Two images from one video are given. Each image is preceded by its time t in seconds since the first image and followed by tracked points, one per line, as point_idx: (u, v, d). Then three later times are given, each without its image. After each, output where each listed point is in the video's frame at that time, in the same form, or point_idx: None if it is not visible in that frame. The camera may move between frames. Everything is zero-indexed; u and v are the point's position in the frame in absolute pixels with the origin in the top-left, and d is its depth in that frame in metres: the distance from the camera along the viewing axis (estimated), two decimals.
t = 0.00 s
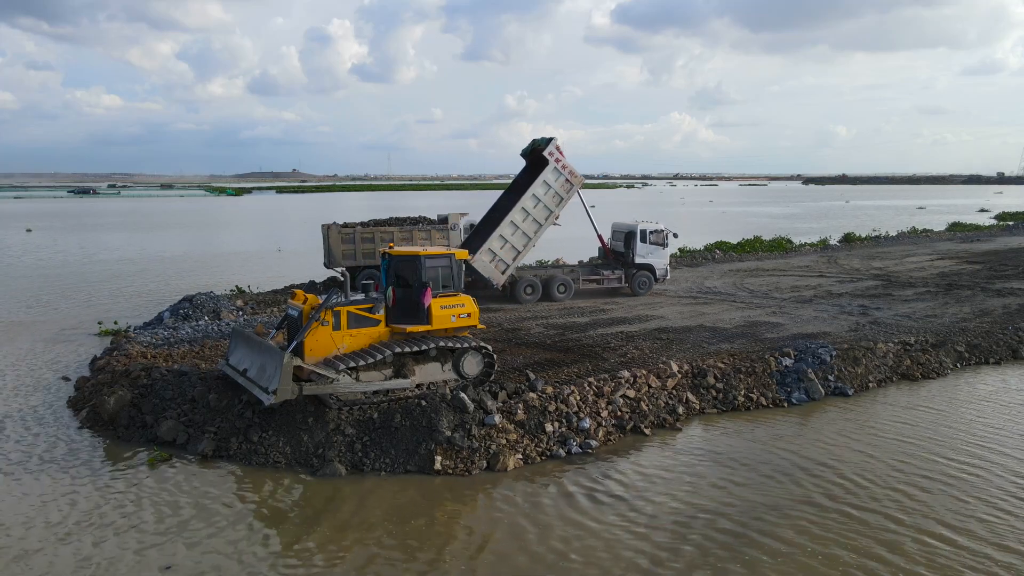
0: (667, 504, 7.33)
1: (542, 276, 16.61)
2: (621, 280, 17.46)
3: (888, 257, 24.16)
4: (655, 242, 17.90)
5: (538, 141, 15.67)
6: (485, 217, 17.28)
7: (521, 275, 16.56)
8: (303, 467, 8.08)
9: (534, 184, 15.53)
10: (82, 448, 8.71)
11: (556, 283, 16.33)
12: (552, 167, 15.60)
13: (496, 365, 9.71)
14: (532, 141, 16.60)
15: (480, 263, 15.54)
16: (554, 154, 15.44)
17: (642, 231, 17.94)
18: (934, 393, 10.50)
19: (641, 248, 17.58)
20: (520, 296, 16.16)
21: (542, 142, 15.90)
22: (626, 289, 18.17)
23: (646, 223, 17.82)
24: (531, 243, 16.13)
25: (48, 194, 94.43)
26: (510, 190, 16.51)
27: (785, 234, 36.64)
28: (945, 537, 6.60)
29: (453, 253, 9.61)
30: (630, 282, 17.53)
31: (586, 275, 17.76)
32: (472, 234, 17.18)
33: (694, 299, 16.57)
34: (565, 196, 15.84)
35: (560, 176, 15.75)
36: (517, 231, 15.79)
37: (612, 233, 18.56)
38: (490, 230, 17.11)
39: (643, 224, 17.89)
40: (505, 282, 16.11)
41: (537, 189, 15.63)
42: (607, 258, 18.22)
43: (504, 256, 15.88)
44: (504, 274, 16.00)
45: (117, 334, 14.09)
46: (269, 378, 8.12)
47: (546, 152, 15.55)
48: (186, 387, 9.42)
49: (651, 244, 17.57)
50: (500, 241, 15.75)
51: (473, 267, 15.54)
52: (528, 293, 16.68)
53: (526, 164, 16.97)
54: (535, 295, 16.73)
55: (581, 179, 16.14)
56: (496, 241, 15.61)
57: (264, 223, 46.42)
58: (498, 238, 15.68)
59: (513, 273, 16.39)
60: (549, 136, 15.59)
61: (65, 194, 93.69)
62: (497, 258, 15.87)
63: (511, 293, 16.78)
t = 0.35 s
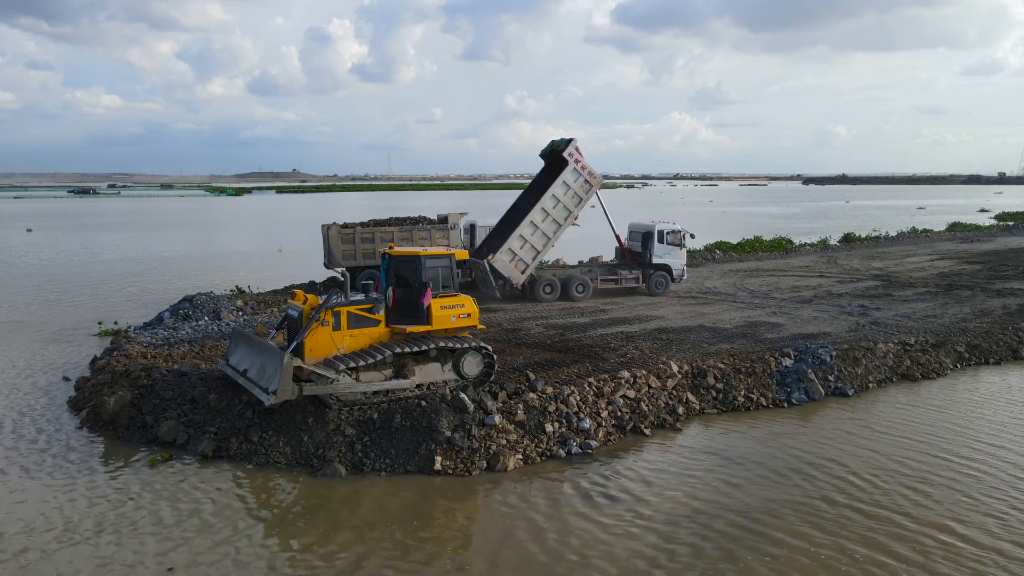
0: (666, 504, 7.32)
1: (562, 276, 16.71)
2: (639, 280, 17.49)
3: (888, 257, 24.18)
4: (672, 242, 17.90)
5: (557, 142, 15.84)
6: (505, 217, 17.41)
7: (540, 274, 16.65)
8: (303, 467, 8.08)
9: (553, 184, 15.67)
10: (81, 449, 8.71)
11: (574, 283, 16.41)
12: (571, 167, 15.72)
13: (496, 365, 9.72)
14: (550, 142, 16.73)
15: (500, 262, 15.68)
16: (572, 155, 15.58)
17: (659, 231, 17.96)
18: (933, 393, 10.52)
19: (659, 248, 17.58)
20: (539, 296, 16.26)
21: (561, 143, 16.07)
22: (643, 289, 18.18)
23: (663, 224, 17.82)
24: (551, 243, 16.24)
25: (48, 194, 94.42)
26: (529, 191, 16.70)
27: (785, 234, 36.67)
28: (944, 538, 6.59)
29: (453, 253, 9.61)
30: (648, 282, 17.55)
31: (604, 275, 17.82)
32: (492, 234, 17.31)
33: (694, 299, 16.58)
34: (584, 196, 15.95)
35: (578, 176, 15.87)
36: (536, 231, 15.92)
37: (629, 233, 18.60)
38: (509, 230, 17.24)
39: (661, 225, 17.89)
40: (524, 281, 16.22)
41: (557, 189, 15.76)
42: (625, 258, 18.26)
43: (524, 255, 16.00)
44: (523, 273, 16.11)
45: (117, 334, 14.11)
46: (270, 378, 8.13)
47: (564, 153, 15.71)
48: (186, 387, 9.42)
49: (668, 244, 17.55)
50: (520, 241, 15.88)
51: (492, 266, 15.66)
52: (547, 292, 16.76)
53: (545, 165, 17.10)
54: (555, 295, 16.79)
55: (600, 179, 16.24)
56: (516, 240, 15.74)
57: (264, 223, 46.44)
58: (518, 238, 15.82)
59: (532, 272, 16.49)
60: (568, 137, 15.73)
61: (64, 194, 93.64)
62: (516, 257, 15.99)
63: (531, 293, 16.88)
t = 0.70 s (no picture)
0: (665, 504, 7.32)
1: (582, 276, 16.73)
2: (658, 279, 17.51)
3: (888, 257, 24.20)
4: (691, 242, 17.83)
5: (577, 142, 15.87)
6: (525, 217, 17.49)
7: (561, 273, 16.73)
8: (303, 468, 8.09)
9: (574, 185, 15.70)
10: (81, 448, 8.72)
11: (595, 283, 16.47)
12: (592, 168, 15.76)
13: (496, 365, 9.73)
14: (571, 142, 16.76)
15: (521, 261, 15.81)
16: (593, 155, 15.61)
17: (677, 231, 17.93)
18: (933, 393, 10.52)
19: (677, 248, 17.56)
20: (560, 295, 16.35)
21: (581, 143, 16.09)
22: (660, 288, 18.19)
23: (681, 223, 17.76)
24: (572, 243, 16.31)
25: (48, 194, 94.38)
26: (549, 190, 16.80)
27: (785, 234, 36.67)
28: (944, 538, 6.58)
29: (453, 253, 9.61)
30: (666, 281, 17.57)
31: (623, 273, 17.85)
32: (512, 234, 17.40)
33: (694, 299, 16.60)
34: (604, 196, 15.98)
35: (599, 177, 15.90)
36: (557, 230, 15.99)
37: (647, 232, 18.59)
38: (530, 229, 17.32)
39: (680, 225, 17.81)
40: (545, 281, 16.30)
41: (577, 190, 15.80)
42: (643, 258, 18.28)
43: (545, 255, 16.09)
44: (544, 272, 16.20)
45: (117, 334, 14.12)
46: (270, 378, 8.13)
47: (585, 154, 15.75)
48: (186, 387, 9.42)
49: (687, 244, 17.49)
50: (541, 241, 15.96)
51: (514, 266, 15.77)
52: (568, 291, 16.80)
53: (565, 165, 17.14)
54: (576, 295, 16.79)
55: (620, 179, 16.26)
56: (537, 240, 15.83)
57: (264, 223, 46.44)
58: (540, 238, 15.92)
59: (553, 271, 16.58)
60: (589, 138, 15.76)
61: (64, 194, 93.57)
62: (537, 256, 16.08)
63: (551, 293, 16.90)
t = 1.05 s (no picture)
0: (664, 505, 7.31)
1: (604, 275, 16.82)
2: (678, 278, 17.59)
3: (888, 257, 24.20)
4: (711, 242, 17.82)
5: (600, 143, 16.24)
6: (546, 217, 17.82)
7: (582, 272, 16.88)
8: (303, 468, 8.09)
9: (597, 185, 16.04)
10: (81, 449, 8.72)
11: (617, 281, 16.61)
12: (614, 168, 16.09)
13: (496, 365, 9.74)
14: (592, 143, 17.13)
15: (545, 260, 16.10)
16: (616, 156, 15.96)
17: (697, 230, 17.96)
18: (933, 393, 10.52)
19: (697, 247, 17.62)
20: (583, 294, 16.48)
21: (603, 144, 16.45)
22: (680, 288, 18.26)
23: (701, 223, 17.77)
24: (594, 242, 16.64)
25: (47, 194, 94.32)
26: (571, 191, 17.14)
27: (784, 234, 36.67)
28: (944, 538, 6.57)
29: (453, 253, 9.61)
30: (687, 280, 17.64)
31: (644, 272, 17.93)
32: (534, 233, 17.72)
33: (694, 299, 16.59)
34: (626, 196, 16.32)
35: (621, 177, 16.24)
36: (580, 230, 16.30)
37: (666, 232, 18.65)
38: (551, 229, 17.64)
39: (701, 225, 17.79)
40: (568, 279, 16.62)
41: (600, 190, 16.12)
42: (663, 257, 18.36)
43: (568, 254, 16.42)
44: (566, 271, 16.53)
45: (118, 334, 14.12)
46: (270, 378, 8.14)
47: (607, 154, 16.10)
48: (186, 387, 9.42)
49: (706, 244, 17.52)
50: (564, 240, 16.30)
51: (538, 264, 16.08)
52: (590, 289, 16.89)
53: (585, 165, 17.49)
54: (598, 294, 16.86)
55: (640, 179, 16.60)
56: (560, 239, 16.16)
57: (264, 223, 46.43)
58: (563, 237, 16.22)
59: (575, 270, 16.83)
60: (611, 139, 16.10)
61: (64, 194, 93.47)
62: (561, 255, 16.40)
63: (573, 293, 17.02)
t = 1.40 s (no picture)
0: (663, 504, 7.31)
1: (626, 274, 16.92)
2: (697, 276, 17.63)
3: (888, 257, 24.18)
4: (729, 242, 17.94)
5: (622, 143, 16.36)
6: (569, 216, 17.96)
7: (604, 271, 17.01)
8: (303, 468, 8.09)
9: (619, 184, 16.15)
10: (81, 448, 8.72)
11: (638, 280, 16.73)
12: (636, 167, 16.18)
13: (496, 365, 9.74)
14: (614, 143, 17.24)
15: (567, 258, 16.29)
16: (638, 156, 16.06)
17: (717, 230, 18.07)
18: (933, 393, 10.51)
19: (716, 246, 17.72)
20: (605, 292, 16.62)
21: (626, 144, 16.56)
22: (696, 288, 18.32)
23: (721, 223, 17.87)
24: (617, 241, 16.75)
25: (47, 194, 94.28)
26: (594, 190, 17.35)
27: (785, 234, 36.64)
28: (942, 538, 6.56)
29: (453, 253, 9.60)
30: (706, 279, 17.70)
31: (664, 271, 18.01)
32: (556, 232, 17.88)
33: (694, 299, 16.58)
34: (648, 195, 16.39)
35: (643, 176, 16.32)
36: (603, 228, 16.42)
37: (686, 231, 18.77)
38: (574, 228, 17.78)
39: (720, 224, 17.93)
40: (591, 278, 16.74)
41: (622, 189, 16.23)
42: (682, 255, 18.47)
43: (591, 252, 16.56)
44: (590, 269, 16.66)
45: (118, 334, 14.12)
46: (270, 378, 8.13)
47: (630, 154, 16.22)
48: (186, 387, 9.42)
49: (725, 244, 17.62)
50: (587, 238, 16.44)
51: (561, 262, 16.24)
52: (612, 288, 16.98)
53: (607, 165, 17.60)
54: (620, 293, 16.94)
55: (663, 178, 16.65)
56: (583, 237, 16.32)
57: (264, 223, 46.39)
58: (586, 235, 16.39)
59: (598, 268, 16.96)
60: (633, 138, 16.21)
61: (64, 194, 93.39)
62: (584, 254, 16.55)
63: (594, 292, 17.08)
